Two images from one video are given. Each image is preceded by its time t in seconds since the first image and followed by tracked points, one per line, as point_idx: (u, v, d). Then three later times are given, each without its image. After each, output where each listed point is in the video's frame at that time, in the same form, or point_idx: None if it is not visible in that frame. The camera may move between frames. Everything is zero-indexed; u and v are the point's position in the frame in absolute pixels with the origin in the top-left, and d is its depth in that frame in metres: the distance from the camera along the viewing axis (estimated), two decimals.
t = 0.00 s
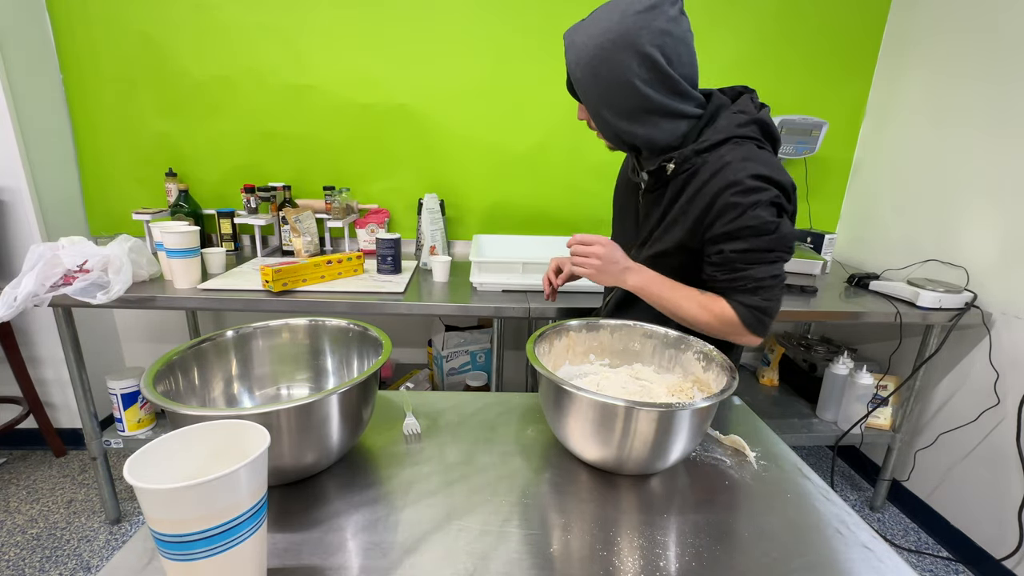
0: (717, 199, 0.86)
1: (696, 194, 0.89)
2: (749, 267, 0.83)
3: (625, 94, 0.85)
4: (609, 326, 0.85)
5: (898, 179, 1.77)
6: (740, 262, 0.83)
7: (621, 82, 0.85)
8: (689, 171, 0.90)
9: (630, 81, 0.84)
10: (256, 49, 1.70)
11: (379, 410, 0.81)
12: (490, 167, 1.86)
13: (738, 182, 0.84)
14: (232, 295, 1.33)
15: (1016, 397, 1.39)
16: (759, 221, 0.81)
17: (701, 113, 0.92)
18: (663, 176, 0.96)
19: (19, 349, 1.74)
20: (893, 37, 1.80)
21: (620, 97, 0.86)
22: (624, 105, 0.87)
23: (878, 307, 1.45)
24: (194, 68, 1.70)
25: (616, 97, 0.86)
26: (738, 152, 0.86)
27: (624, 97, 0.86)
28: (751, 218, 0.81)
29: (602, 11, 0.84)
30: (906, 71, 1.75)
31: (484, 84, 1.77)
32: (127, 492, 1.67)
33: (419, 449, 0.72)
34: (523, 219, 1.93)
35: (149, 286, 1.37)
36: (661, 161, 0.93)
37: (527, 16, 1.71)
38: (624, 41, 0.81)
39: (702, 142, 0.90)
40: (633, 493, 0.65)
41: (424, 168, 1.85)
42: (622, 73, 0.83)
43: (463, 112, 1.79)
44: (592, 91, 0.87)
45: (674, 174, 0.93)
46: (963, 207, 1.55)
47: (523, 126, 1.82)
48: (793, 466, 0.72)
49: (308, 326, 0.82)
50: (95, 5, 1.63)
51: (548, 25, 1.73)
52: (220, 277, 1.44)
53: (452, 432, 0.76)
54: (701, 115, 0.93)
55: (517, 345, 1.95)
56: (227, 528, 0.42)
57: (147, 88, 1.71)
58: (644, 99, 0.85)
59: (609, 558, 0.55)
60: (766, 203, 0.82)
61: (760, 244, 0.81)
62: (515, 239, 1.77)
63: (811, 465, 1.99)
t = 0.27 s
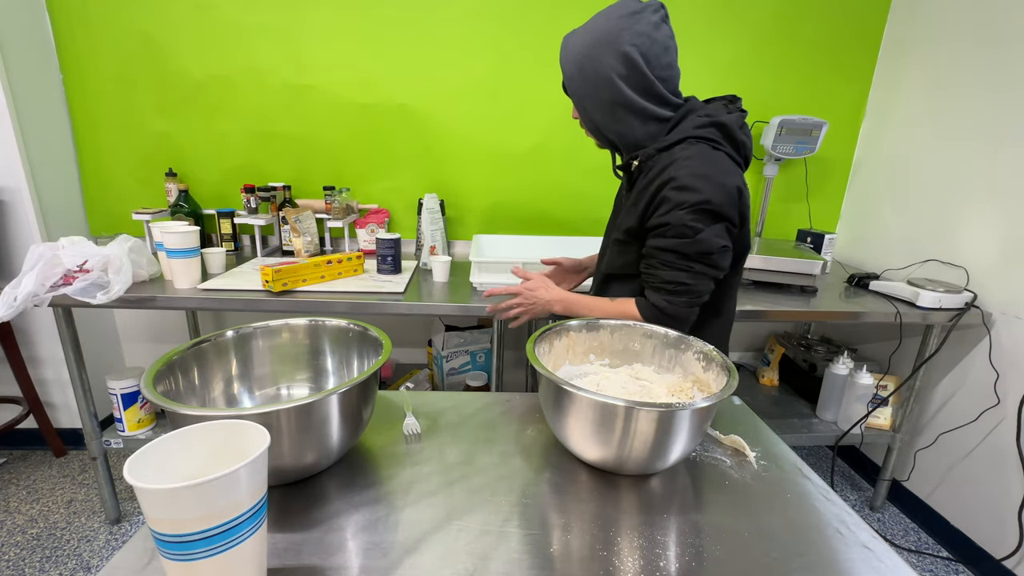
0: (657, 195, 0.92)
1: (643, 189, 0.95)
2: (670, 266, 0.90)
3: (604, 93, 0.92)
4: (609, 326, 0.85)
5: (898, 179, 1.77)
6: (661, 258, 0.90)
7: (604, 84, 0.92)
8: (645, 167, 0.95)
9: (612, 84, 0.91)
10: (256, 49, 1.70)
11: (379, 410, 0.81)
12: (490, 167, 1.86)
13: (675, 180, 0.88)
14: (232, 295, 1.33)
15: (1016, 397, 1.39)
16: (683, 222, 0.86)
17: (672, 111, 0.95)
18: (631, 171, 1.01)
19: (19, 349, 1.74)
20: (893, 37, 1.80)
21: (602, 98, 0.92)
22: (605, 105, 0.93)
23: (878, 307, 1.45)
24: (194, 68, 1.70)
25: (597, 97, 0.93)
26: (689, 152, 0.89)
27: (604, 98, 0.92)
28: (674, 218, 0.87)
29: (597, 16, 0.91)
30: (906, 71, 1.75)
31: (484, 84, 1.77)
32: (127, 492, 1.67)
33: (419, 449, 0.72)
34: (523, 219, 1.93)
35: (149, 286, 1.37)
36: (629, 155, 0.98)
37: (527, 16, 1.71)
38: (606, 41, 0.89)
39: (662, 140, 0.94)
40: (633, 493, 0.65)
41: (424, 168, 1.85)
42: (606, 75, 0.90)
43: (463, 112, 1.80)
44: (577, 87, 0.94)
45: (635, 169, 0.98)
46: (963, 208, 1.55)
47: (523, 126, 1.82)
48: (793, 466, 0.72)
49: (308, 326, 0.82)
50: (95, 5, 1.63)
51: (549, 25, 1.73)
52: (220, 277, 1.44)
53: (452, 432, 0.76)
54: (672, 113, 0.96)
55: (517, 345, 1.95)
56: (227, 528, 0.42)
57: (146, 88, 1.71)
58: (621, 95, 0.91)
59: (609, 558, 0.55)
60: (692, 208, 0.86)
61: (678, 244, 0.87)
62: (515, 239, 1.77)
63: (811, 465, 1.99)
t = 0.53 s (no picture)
0: (638, 187, 0.93)
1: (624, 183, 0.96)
2: (664, 254, 0.91)
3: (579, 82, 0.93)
4: (609, 326, 0.85)
5: (898, 180, 1.77)
6: (655, 248, 0.92)
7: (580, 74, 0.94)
8: (624, 161, 0.96)
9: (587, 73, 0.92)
10: (256, 49, 1.70)
11: (379, 410, 0.81)
12: (490, 167, 1.86)
13: (656, 170, 0.90)
14: (232, 295, 1.33)
15: (1016, 397, 1.39)
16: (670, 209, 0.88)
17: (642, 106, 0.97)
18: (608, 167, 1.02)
19: (19, 349, 1.74)
20: (893, 37, 1.80)
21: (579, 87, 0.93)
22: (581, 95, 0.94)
23: (878, 307, 1.45)
24: (193, 68, 1.70)
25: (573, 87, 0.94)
26: (664, 143, 0.92)
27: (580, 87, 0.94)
28: (661, 206, 0.89)
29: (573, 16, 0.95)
30: (906, 72, 1.75)
31: (484, 84, 1.77)
32: (127, 492, 1.67)
33: (419, 449, 0.72)
34: (523, 220, 1.93)
35: (149, 286, 1.37)
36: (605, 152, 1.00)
37: (527, 16, 1.71)
38: (581, 36, 0.92)
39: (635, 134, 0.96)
40: (633, 493, 0.65)
41: (424, 168, 1.85)
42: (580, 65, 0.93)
43: (463, 112, 1.80)
44: (554, 80, 0.96)
45: (613, 165, 0.99)
46: (963, 208, 1.55)
47: (523, 126, 1.82)
48: (793, 466, 0.72)
49: (308, 326, 0.82)
50: (95, 5, 1.63)
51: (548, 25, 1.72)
52: (220, 277, 1.44)
53: (452, 432, 0.76)
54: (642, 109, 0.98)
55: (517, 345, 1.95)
56: (227, 528, 0.42)
57: (146, 88, 1.71)
58: (598, 86, 0.92)
59: (609, 558, 0.55)
60: (677, 195, 0.89)
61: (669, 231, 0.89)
62: (515, 239, 1.77)
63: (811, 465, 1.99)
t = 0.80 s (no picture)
0: (667, 184, 0.94)
1: (647, 180, 0.96)
2: (702, 244, 0.93)
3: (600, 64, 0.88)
4: (610, 326, 0.85)
5: (899, 180, 1.77)
6: (694, 241, 0.93)
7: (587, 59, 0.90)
8: (640, 159, 0.97)
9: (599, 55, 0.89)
10: (256, 49, 1.70)
11: (378, 410, 0.81)
12: (489, 167, 1.86)
13: (685, 166, 0.93)
14: (232, 295, 1.33)
15: (1016, 397, 1.39)
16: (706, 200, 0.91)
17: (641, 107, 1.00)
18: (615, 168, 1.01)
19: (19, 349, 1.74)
20: (893, 37, 1.80)
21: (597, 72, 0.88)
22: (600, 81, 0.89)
23: (878, 307, 1.45)
24: (193, 68, 1.70)
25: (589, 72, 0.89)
26: (680, 139, 0.96)
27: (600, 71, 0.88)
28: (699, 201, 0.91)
29: None
30: (906, 71, 1.75)
31: (484, 84, 1.77)
32: (127, 492, 1.67)
33: (419, 449, 0.72)
34: (523, 220, 1.93)
35: (149, 286, 1.37)
36: (610, 152, 0.98)
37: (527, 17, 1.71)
38: (601, 23, 0.88)
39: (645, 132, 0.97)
40: (633, 493, 0.65)
41: (424, 168, 1.85)
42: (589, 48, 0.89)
43: (463, 112, 1.80)
44: (577, 63, 0.87)
45: (625, 165, 0.99)
46: (963, 208, 1.55)
47: (523, 126, 1.82)
48: (793, 466, 0.72)
49: (308, 326, 0.82)
50: (95, 5, 1.63)
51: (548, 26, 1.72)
52: (220, 277, 1.44)
53: (452, 432, 0.76)
54: (639, 111, 1.01)
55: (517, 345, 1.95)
56: (227, 528, 0.42)
57: (146, 87, 1.71)
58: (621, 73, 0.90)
59: (609, 558, 0.55)
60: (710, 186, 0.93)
61: (709, 222, 0.91)
62: (515, 239, 1.77)
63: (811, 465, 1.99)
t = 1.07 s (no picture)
0: (613, 232, 0.93)
1: (593, 226, 0.95)
2: (650, 288, 0.93)
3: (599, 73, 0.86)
4: (609, 326, 0.85)
5: (899, 180, 1.77)
6: (641, 286, 0.93)
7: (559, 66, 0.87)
8: (584, 207, 0.96)
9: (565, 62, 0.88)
10: (256, 49, 1.70)
11: (378, 410, 0.81)
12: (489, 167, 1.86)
13: (628, 217, 0.92)
14: (232, 295, 1.33)
15: (1016, 397, 1.39)
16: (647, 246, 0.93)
17: (581, 149, 0.96)
18: (562, 213, 0.97)
19: (19, 349, 1.74)
20: (893, 37, 1.80)
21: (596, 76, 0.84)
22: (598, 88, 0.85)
23: (878, 307, 1.45)
24: (193, 68, 1.70)
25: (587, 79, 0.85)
26: (621, 187, 0.95)
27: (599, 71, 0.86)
28: (641, 249, 0.92)
29: (513, 48, 0.81)
30: (906, 71, 1.75)
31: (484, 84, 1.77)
32: (127, 492, 1.67)
33: (419, 449, 0.72)
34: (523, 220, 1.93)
35: (149, 286, 1.37)
36: (556, 201, 0.95)
37: (527, 17, 1.71)
38: (555, 69, 0.81)
39: (587, 179, 0.95)
40: (633, 493, 0.65)
41: (424, 168, 1.85)
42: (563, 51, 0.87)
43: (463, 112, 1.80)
44: (550, 119, 0.78)
45: (570, 211, 0.96)
46: (963, 208, 1.55)
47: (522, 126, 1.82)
48: (793, 466, 0.72)
49: (308, 326, 0.82)
50: (96, 5, 1.63)
51: (548, 26, 1.73)
52: (220, 277, 1.44)
53: (452, 432, 0.76)
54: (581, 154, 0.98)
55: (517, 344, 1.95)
56: (228, 528, 0.42)
57: (146, 87, 1.71)
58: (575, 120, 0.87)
59: (609, 558, 0.55)
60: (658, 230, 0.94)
61: (654, 268, 0.92)
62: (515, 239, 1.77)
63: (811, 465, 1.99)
